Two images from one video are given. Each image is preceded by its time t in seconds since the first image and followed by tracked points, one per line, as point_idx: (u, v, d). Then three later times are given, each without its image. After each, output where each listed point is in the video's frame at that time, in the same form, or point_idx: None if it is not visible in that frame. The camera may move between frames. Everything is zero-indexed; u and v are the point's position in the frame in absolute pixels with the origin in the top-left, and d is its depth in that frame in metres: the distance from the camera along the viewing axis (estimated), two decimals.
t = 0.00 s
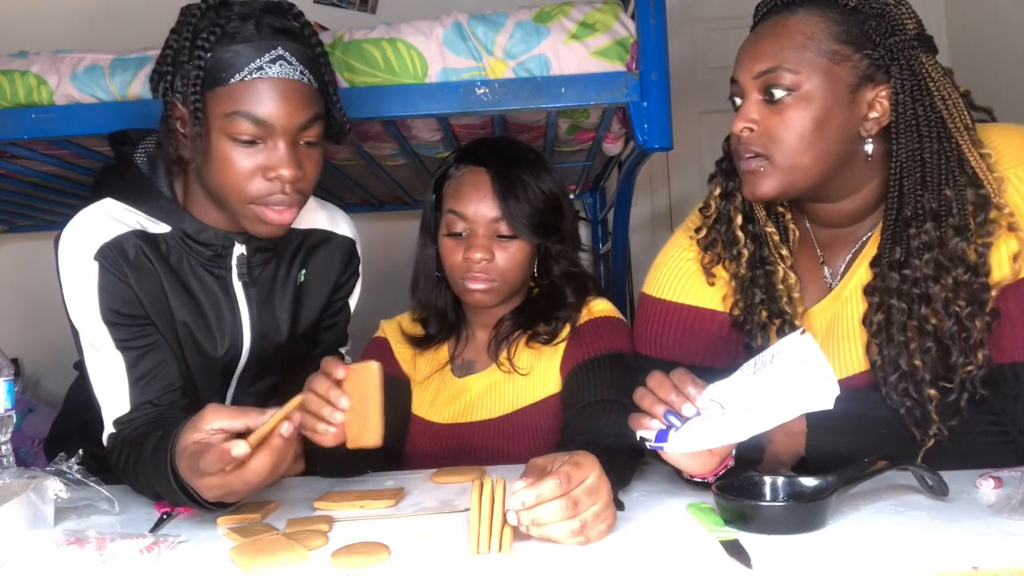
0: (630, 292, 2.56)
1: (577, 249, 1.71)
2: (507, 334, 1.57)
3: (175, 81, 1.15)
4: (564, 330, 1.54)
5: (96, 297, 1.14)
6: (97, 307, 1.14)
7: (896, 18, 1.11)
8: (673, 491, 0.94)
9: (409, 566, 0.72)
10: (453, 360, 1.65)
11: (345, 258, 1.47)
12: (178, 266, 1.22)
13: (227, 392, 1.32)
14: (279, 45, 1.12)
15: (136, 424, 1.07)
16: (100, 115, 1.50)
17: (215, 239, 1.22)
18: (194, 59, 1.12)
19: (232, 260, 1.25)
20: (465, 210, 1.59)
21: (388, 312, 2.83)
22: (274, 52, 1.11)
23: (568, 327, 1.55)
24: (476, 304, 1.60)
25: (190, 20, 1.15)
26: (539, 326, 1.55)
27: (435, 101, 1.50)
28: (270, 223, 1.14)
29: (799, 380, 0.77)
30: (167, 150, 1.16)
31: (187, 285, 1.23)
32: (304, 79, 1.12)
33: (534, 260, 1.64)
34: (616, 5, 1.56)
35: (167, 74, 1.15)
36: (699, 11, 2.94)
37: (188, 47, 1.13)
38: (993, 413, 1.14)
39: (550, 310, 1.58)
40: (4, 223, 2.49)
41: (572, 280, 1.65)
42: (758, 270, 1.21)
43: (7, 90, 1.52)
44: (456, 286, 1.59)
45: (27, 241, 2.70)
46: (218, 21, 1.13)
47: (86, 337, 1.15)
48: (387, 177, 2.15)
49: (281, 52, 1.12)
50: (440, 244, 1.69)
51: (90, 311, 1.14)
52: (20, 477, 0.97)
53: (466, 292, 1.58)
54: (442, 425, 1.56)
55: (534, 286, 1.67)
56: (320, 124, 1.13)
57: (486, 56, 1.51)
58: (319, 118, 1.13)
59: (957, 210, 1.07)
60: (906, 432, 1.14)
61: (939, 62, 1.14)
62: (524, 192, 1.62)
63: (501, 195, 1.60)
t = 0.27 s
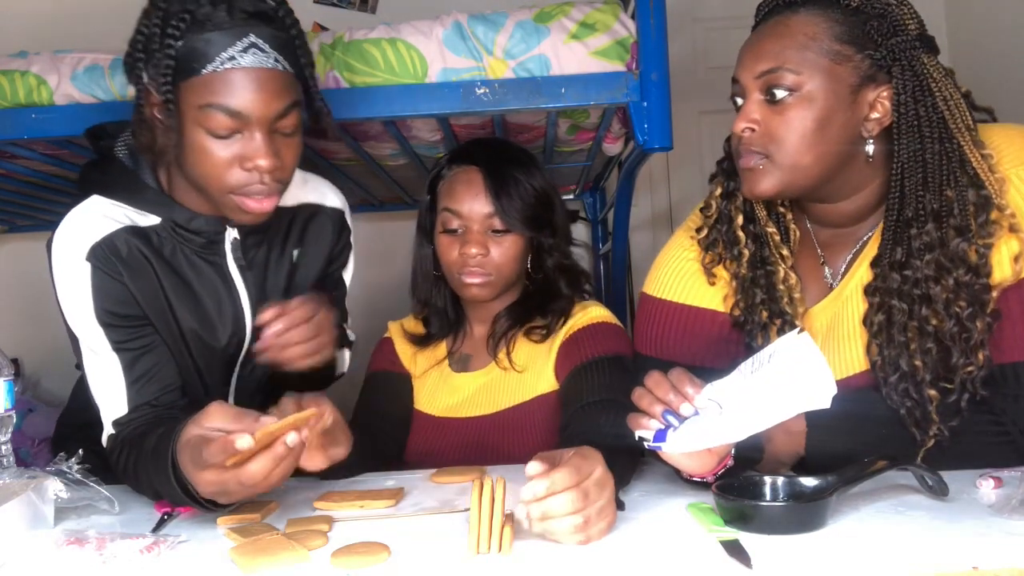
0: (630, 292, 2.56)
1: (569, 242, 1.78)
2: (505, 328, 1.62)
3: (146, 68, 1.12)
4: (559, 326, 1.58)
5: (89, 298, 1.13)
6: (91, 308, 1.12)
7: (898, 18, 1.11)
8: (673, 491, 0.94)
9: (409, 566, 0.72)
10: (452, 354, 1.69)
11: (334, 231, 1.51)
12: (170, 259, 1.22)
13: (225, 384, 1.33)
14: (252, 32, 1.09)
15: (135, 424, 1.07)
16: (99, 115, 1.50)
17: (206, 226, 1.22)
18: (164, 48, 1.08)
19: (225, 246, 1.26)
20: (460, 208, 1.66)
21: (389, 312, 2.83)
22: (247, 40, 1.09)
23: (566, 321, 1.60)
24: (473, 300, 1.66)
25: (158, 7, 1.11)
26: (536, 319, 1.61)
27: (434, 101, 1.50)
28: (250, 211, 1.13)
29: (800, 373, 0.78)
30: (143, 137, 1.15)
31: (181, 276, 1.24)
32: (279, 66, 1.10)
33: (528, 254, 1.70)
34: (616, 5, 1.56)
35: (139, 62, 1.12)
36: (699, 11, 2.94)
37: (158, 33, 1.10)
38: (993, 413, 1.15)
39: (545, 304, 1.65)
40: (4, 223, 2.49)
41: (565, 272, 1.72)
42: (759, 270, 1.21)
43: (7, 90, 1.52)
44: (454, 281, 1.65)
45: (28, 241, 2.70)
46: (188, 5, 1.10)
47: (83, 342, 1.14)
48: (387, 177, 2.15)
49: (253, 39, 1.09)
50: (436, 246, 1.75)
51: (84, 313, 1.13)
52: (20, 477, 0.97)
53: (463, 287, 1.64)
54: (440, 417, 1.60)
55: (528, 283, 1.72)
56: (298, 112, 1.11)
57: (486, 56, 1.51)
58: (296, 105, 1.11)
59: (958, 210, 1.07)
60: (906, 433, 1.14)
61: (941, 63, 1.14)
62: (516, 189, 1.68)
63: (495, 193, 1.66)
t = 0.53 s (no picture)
0: (630, 292, 2.56)
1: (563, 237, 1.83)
2: (506, 319, 1.69)
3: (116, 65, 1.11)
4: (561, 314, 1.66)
5: (82, 301, 1.13)
6: (84, 311, 1.13)
7: (899, 18, 1.11)
8: (673, 491, 0.93)
9: (409, 566, 0.72)
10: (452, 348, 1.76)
11: (325, 214, 1.44)
12: (163, 255, 1.21)
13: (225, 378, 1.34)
14: (215, 17, 1.07)
15: (133, 424, 1.08)
16: (99, 115, 1.50)
17: (196, 219, 1.21)
18: (130, 43, 1.08)
19: (216, 238, 1.24)
20: (459, 201, 1.71)
21: (389, 312, 2.83)
22: (211, 26, 1.07)
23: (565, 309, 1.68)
24: (473, 292, 1.71)
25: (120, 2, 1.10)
26: (538, 309, 1.69)
27: (434, 101, 1.49)
28: (230, 201, 1.11)
29: (797, 378, 0.78)
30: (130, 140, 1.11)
31: (175, 270, 1.23)
32: (245, 50, 1.08)
33: (526, 245, 1.75)
34: (616, 5, 1.56)
35: (108, 59, 1.11)
36: (699, 11, 2.94)
37: (123, 28, 1.09)
38: (992, 413, 1.15)
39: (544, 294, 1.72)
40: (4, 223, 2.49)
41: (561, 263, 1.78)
42: (759, 270, 1.21)
43: (7, 91, 1.52)
44: (454, 272, 1.70)
45: (28, 241, 2.70)
46: None
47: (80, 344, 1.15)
48: (387, 177, 2.15)
49: (217, 26, 1.07)
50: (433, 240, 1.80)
51: (79, 316, 1.13)
52: (20, 477, 0.97)
53: (464, 278, 1.69)
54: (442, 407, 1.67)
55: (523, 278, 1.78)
56: (270, 95, 1.09)
57: (486, 56, 1.51)
58: (267, 88, 1.09)
59: (959, 212, 1.07)
60: (906, 433, 1.14)
61: (942, 64, 1.14)
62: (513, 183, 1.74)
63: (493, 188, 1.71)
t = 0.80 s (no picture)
0: (630, 292, 2.56)
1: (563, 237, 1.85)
2: (505, 317, 1.69)
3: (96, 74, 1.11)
4: (561, 312, 1.66)
5: (71, 304, 1.13)
6: (74, 314, 1.13)
7: (900, 19, 1.10)
8: (673, 491, 0.93)
9: (409, 566, 0.72)
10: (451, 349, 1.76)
11: (313, 207, 1.40)
12: (152, 255, 1.21)
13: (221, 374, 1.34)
14: (192, 15, 1.07)
15: (132, 425, 1.08)
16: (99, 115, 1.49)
17: (184, 219, 1.20)
18: (108, 47, 1.08)
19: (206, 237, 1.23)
20: (464, 198, 1.74)
21: (389, 312, 2.83)
22: (188, 24, 1.06)
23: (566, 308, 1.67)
24: (474, 289, 1.74)
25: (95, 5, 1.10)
26: (537, 308, 1.69)
27: (434, 101, 1.49)
28: (224, 202, 1.10)
29: (793, 389, 0.77)
30: (124, 141, 1.11)
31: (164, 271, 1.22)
32: (225, 46, 1.07)
33: (527, 244, 1.77)
34: (616, 5, 1.56)
35: (88, 67, 1.11)
36: (699, 11, 2.94)
37: (100, 33, 1.08)
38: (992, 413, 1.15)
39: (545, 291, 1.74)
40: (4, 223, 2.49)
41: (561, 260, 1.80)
42: (759, 270, 1.21)
43: (7, 90, 1.52)
44: (457, 269, 1.72)
45: (28, 241, 2.70)
46: None
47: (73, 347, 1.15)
48: (387, 177, 2.15)
49: (195, 23, 1.07)
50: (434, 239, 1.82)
51: (70, 319, 1.13)
52: (20, 477, 0.97)
53: (467, 275, 1.71)
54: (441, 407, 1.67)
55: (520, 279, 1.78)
56: (254, 90, 1.08)
57: (486, 56, 1.51)
58: (252, 83, 1.08)
59: (959, 213, 1.07)
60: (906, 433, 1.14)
61: (943, 65, 1.14)
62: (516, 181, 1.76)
63: (494, 188, 1.74)
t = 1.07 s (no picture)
0: (630, 292, 2.56)
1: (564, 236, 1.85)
2: (506, 318, 1.70)
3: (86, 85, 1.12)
4: (561, 313, 1.66)
5: (69, 306, 1.13)
6: (71, 316, 1.14)
7: (900, 20, 1.11)
8: (673, 491, 0.93)
9: (409, 566, 0.72)
10: (452, 349, 1.77)
11: (318, 212, 1.39)
12: (149, 258, 1.21)
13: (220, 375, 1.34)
14: (178, 32, 1.07)
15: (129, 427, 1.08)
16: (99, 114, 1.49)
17: (180, 224, 1.20)
18: (94, 59, 1.09)
19: (204, 240, 1.23)
20: (465, 198, 1.74)
21: (389, 312, 2.83)
22: (173, 42, 1.06)
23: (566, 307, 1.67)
24: (475, 289, 1.74)
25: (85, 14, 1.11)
26: (538, 307, 1.68)
27: (435, 101, 1.49)
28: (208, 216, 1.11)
29: (797, 378, 0.78)
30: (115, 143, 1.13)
31: (161, 273, 1.23)
32: (210, 65, 1.07)
33: (528, 244, 1.77)
34: (616, 5, 1.56)
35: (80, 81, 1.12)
36: (699, 11, 2.94)
37: (89, 44, 1.10)
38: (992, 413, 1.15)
39: (546, 291, 1.74)
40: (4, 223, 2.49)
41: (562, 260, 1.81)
42: (759, 272, 1.21)
43: (7, 91, 1.52)
44: (460, 270, 1.73)
45: (28, 241, 2.70)
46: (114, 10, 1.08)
47: (72, 348, 1.16)
48: (387, 177, 2.15)
49: (178, 41, 1.06)
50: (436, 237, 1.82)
51: (67, 321, 1.14)
52: (20, 477, 0.97)
53: (469, 277, 1.72)
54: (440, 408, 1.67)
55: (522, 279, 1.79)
56: (242, 108, 1.07)
57: (486, 56, 1.51)
58: (240, 101, 1.07)
59: (960, 215, 1.07)
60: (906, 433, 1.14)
61: (944, 66, 1.14)
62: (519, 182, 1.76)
63: (496, 188, 1.74)
